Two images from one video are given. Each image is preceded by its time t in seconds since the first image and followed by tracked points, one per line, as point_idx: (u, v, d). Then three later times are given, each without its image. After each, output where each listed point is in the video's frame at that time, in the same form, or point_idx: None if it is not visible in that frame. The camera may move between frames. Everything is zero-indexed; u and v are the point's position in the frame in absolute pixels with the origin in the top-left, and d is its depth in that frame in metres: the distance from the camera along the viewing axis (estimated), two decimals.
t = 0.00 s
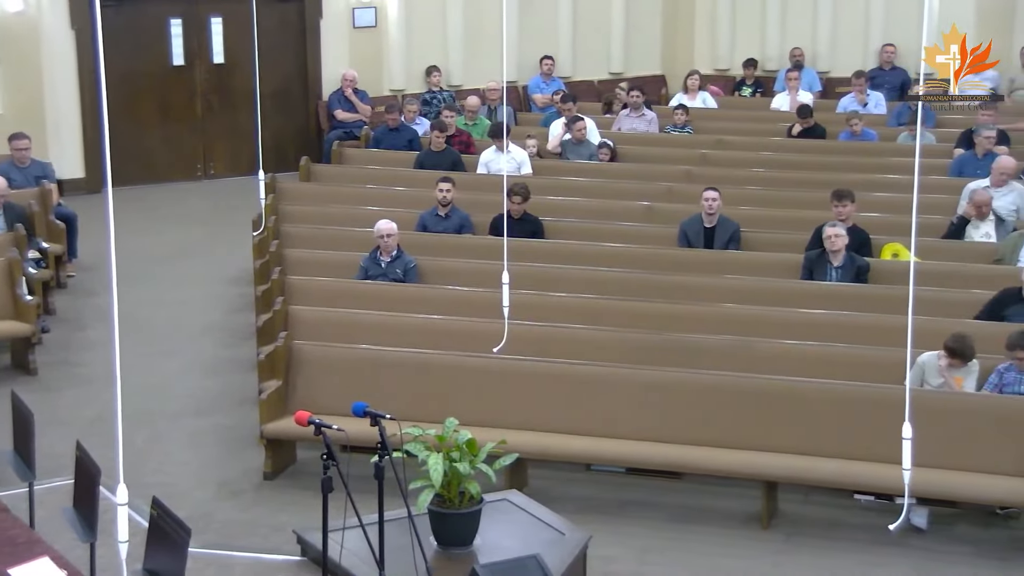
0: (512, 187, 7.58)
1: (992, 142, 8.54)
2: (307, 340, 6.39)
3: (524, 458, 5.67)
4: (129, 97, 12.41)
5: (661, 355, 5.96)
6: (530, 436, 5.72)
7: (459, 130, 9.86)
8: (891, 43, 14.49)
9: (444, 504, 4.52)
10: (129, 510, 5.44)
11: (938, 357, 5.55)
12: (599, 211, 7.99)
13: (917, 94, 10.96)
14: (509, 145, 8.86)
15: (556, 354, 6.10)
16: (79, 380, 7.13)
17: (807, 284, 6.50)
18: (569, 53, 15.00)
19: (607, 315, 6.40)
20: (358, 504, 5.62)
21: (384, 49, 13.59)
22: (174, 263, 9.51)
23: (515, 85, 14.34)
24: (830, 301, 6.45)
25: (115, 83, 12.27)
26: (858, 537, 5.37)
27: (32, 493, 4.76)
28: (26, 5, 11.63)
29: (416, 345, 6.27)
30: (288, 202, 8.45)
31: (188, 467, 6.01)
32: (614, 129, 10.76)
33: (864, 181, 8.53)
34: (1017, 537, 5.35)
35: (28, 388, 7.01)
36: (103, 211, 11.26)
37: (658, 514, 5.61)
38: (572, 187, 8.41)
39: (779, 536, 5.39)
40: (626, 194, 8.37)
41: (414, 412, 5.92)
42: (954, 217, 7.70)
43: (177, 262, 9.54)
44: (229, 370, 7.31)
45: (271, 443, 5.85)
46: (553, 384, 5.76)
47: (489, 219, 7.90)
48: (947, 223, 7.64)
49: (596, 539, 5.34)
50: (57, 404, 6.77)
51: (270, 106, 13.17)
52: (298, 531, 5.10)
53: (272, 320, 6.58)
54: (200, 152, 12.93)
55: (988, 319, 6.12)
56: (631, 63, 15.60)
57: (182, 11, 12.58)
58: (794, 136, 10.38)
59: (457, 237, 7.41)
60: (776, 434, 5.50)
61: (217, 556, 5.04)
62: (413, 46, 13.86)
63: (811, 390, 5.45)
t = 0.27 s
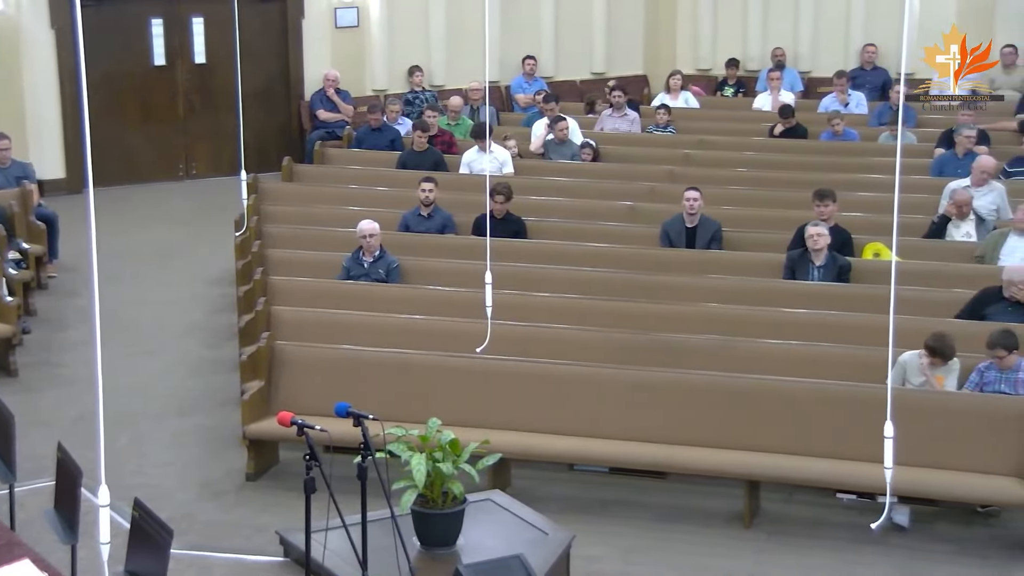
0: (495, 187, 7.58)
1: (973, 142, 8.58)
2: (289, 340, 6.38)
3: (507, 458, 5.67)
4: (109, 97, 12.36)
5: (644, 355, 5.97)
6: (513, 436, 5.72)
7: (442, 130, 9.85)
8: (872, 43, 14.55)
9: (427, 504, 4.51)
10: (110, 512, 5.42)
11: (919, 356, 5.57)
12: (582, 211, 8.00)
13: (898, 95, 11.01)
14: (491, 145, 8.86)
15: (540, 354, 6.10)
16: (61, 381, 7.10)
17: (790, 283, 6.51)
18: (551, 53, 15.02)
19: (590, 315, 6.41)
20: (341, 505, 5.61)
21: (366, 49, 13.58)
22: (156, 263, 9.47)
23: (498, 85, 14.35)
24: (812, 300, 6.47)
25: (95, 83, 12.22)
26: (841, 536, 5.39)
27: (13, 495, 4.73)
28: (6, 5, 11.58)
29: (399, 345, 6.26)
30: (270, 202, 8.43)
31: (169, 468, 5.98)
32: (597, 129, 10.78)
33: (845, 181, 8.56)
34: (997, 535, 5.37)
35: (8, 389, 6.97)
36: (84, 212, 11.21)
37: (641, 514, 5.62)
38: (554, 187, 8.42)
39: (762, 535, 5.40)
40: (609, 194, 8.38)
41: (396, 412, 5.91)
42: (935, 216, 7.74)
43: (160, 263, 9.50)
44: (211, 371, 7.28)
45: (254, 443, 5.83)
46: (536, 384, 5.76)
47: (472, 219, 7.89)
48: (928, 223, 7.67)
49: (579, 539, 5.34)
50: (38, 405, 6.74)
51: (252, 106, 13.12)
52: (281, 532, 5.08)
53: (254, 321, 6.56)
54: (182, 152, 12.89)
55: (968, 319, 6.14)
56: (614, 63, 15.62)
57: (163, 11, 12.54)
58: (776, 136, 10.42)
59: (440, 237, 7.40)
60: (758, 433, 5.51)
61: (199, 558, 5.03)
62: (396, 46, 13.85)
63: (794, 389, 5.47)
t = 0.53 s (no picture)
0: (477, 187, 7.57)
1: (954, 142, 8.63)
2: (271, 340, 6.37)
3: (490, 458, 5.67)
4: (89, 97, 12.31)
5: (626, 355, 5.98)
6: (496, 436, 5.72)
7: (424, 131, 9.85)
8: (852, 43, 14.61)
9: (410, 505, 4.50)
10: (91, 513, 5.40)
11: (899, 355, 5.60)
12: (564, 211, 8.00)
13: (879, 94, 11.05)
14: (473, 145, 8.85)
15: (523, 354, 6.10)
16: (41, 383, 7.06)
17: (772, 283, 6.53)
18: (532, 53, 15.02)
19: (572, 315, 6.41)
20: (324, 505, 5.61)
21: (347, 49, 13.56)
22: (138, 264, 9.44)
23: (480, 85, 14.34)
24: (795, 300, 6.49)
25: (75, 83, 12.17)
26: (823, 535, 5.41)
27: None
28: None
29: (381, 345, 6.25)
30: (252, 202, 8.41)
31: (151, 469, 5.96)
32: (579, 129, 10.78)
33: (826, 181, 8.59)
34: (978, 533, 5.40)
35: None
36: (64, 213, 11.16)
37: (624, 514, 5.62)
38: (536, 187, 8.42)
39: (745, 534, 5.41)
40: (591, 194, 8.39)
41: (379, 412, 5.90)
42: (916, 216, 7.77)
43: (141, 264, 9.46)
44: (193, 372, 7.26)
45: (236, 444, 5.82)
46: (519, 384, 5.76)
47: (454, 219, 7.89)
48: (909, 222, 7.70)
49: (562, 539, 5.34)
50: (19, 407, 6.70)
51: (233, 107, 13.07)
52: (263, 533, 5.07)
53: (236, 322, 6.55)
54: (163, 152, 12.83)
55: (948, 318, 6.17)
56: (595, 63, 15.63)
57: (143, 11, 12.48)
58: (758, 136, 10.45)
59: (422, 237, 7.40)
60: (740, 433, 5.52)
61: (181, 559, 5.01)
62: (377, 46, 13.83)
63: (776, 388, 5.48)
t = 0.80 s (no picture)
0: (460, 187, 7.57)
1: (935, 142, 8.67)
2: (254, 341, 6.35)
3: (473, 459, 5.67)
4: (69, 97, 12.26)
5: (609, 355, 5.99)
6: (479, 436, 5.72)
7: (406, 131, 9.84)
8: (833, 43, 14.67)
9: (393, 505, 4.47)
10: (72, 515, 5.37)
11: (879, 354, 5.62)
12: (547, 211, 8.01)
13: (860, 94, 11.09)
14: (456, 145, 8.85)
15: (506, 354, 6.11)
16: (22, 384, 7.03)
17: (755, 282, 6.54)
18: (515, 53, 15.04)
19: (556, 315, 6.42)
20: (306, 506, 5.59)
21: (329, 49, 13.54)
22: (120, 265, 9.40)
23: (462, 85, 14.34)
24: (778, 299, 6.51)
25: (55, 84, 12.12)
26: (805, 534, 5.43)
27: None
28: None
29: (364, 346, 6.24)
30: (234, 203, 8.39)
31: (132, 471, 5.94)
32: (562, 129, 10.79)
33: (808, 180, 8.62)
34: (958, 531, 5.42)
35: None
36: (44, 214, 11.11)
37: (607, 513, 5.63)
38: (519, 187, 8.43)
39: (727, 533, 5.42)
40: (573, 194, 8.39)
41: (362, 413, 5.89)
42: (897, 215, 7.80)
43: (123, 264, 9.42)
44: (176, 373, 7.23)
45: (218, 445, 5.80)
46: (501, 384, 5.76)
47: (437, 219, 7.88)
48: (890, 222, 7.74)
49: (545, 539, 5.35)
50: None
51: (215, 107, 13.02)
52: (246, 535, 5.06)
53: (218, 323, 6.53)
54: (145, 152, 12.79)
55: (929, 317, 6.19)
56: (578, 63, 15.65)
57: (124, 11, 12.43)
58: (740, 136, 10.48)
59: (405, 237, 7.39)
60: (724, 432, 5.53)
61: (162, 560, 4.99)
62: (360, 46, 13.82)
63: (758, 388, 5.49)
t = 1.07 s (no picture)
0: (442, 187, 7.56)
1: (916, 142, 8.72)
2: (236, 341, 6.33)
3: (456, 459, 5.66)
4: (49, 97, 12.20)
5: (591, 354, 5.99)
6: (462, 436, 5.71)
7: (389, 131, 9.82)
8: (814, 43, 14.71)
9: (376, 506, 4.45)
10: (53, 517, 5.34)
11: (860, 353, 5.64)
12: (529, 211, 8.01)
13: (841, 94, 11.13)
14: (438, 145, 8.84)
15: (488, 354, 6.10)
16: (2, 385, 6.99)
17: (737, 282, 6.56)
18: (497, 53, 15.04)
19: (538, 316, 6.42)
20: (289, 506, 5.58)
21: (311, 49, 13.51)
22: (101, 266, 9.36)
23: (444, 85, 14.33)
24: (760, 299, 6.52)
25: (35, 84, 12.06)
26: (788, 533, 5.44)
27: None
28: None
29: (346, 346, 6.23)
30: (216, 203, 8.37)
31: (113, 472, 5.91)
32: (544, 129, 10.80)
33: (790, 180, 8.65)
34: (939, 529, 5.45)
35: None
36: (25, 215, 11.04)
37: (590, 513, 5.63)
38: (501, 187, 8.43)
39: (710, 532, 5.43)
40: (556, 194, 8.40)
41: (345, 413, 5.88)
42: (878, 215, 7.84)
43: (105, 265, 9.38)
44: (157, 374, 7.20)
45: (200, 446, 5.78)
46: (484, 384, 5.76)
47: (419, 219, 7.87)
48: (871, 221, 7.78)
49: (528, 539, 5.34)
50: None
51: (195, 108, 12.94)
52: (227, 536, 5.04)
53: (200, 323, 6.51)
54: (126, 153, 12.74)
55: (909, 316, 6.22)
56: (560, 63, 15.66)
57: (104, 11, 12.37)
58: (722, 136, 10.50)
59: (388, 238, 7.38)
60: (707, 432, 5.54)
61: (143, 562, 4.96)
62: (341, 46, 13.81)
63: (740, 387, 5.51)
